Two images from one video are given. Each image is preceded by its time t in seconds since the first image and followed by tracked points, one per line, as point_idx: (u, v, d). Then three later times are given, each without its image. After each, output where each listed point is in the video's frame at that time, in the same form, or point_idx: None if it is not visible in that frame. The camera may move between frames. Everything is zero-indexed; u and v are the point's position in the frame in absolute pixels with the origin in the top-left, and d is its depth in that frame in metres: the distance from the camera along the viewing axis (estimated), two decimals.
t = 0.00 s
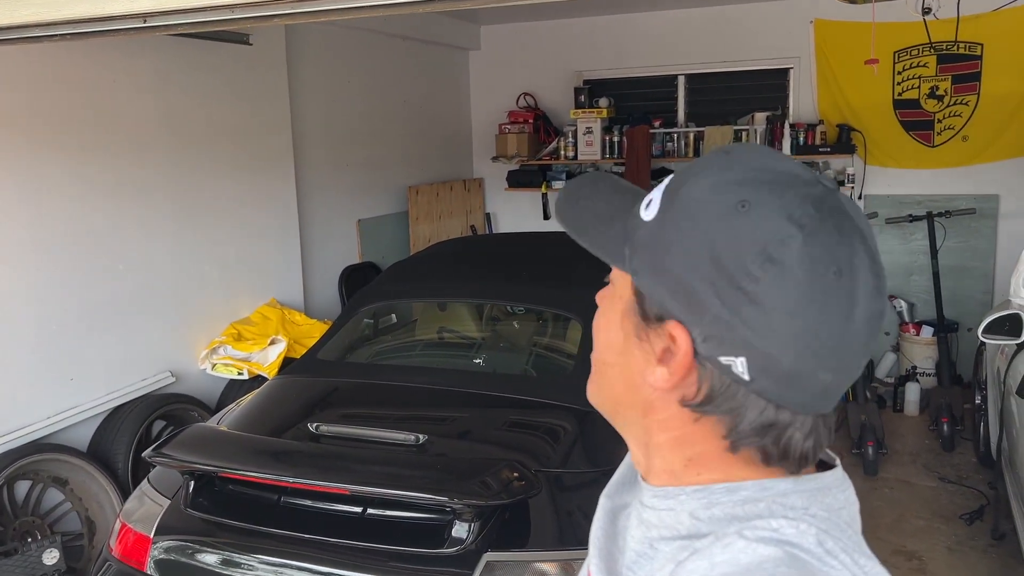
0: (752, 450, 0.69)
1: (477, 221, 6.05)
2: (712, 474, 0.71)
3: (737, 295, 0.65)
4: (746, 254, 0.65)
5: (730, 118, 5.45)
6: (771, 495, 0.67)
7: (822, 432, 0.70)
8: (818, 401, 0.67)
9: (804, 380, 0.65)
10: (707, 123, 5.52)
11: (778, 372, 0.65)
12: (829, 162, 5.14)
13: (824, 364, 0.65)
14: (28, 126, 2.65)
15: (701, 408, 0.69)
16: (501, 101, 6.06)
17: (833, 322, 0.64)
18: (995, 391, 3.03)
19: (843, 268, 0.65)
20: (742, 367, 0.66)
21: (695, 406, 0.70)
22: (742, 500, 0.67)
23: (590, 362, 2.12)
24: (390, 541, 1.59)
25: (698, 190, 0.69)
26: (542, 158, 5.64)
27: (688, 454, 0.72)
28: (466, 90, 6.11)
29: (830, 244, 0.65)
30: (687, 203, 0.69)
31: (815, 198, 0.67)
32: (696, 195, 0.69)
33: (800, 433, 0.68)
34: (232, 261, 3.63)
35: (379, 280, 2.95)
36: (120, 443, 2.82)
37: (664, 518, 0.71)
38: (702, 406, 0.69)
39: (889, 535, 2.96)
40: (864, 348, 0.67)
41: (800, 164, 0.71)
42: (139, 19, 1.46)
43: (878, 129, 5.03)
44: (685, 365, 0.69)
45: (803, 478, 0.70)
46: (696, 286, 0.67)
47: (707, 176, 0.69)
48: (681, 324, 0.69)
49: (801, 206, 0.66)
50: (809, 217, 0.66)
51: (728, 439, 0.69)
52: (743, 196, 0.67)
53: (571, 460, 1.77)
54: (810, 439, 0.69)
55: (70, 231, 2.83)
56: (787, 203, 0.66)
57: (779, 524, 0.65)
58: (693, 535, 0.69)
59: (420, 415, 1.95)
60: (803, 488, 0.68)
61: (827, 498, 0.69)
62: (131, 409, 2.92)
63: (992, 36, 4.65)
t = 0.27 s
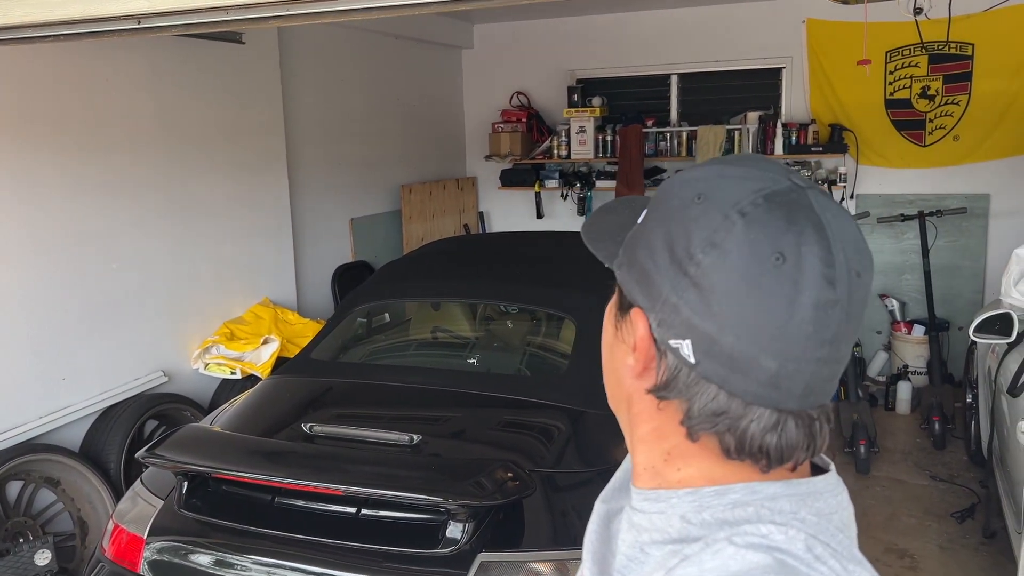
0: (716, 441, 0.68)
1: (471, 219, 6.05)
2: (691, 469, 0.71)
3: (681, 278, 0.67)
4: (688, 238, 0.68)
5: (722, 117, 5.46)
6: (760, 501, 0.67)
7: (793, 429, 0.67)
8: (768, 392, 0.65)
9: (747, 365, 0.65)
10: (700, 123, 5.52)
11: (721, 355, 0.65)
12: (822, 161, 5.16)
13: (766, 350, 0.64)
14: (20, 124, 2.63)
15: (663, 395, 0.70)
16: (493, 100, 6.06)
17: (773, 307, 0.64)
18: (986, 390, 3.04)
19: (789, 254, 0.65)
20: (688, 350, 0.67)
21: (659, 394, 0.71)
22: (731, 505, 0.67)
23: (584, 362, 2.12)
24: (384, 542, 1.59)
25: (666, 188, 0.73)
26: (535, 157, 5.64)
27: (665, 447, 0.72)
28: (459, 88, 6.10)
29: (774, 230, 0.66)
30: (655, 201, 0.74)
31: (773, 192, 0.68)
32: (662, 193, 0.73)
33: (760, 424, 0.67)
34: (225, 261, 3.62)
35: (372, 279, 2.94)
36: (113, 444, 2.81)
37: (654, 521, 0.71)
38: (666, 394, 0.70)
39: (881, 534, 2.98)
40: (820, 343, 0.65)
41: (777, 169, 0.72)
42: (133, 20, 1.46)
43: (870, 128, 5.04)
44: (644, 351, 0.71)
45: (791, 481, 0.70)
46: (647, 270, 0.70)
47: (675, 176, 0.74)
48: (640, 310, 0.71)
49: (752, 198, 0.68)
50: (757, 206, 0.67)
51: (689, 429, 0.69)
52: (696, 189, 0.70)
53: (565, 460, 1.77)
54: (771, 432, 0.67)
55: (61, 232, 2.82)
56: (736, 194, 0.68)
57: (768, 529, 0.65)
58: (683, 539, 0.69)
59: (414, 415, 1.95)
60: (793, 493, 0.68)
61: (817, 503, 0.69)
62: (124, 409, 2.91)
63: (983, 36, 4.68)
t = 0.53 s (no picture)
0: (742, 444, 0.69)
1: (464, 219, 6.05)
2: (702, 471, 0.71)
3: (709, 282, 0.67)
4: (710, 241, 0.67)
5: (716, 116, 5.47)
6: (766, 499, 0.67)
7: (812, 425, 0.70)
8: (799, 392, 0.66)
9: (780, 368, 0.66)
10: (693, 122, 5.53)
11: (752, 358, 0.66)
12: (815, 161, 5.17)
13: (797, 351, 0.65)
14: (13, 121, 2.62)
15: (686, 400, 0.70)
16: (487, 99, 6.06)
17: (804, 308, 0.65)
18: (978, 388, 3.05)
19: (815, 256, 0.66)
20: (719, 354, 0.67)
21: (681, 400, 0.70)
22: (738, 504, 0.68)
23: (580, 360, 2.12)
24: (381, 541, 1.58)
25: (676, 186, 0.72)
26: (529, 156, 5.64)
27: (678, 450, 0.72)
28: (453, 87, 6.10)
29: (797, 231, 0.67)
30: (664, 199, 0.72)
31: (790, 191, 0.69)
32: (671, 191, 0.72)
33: (785, 426, 0.68)
34: (218, 259, 3.61)
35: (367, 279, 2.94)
36: (106, 443, 2.80)
37: (659, 522, 0.71)
38: (687, 398, 0.70)
39: (875, 532, 2.99)
40: (845, 343, 0.67)
41: (784, 166, 0.73)
42: (130, 18, 1.46)
43: (863, 128, 5.06)
44: (662, 358, 0.70)
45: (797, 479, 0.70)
46: (667, 273, 0.69)
47: (684, 173, 0.72)
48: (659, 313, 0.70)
49: (773, 198, 0.68)
50: (777, 207, 0.67)
51: (716, 434, 0.69)
52: (710, 189, 0.70)
53: (561, 458, 1.77)
54: (796, 431, 0.68)
55: (55, 232, 2.80)
56: (755, 195, 0.68)
57: (773, 526, 0.65)
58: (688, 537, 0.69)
59: (410, 414, 1.95)
60: (799, 490, 0.68)
61: (824, 500, 0.69)
62: (116, 408, 2.90)
63: (975, 37, 4.71)
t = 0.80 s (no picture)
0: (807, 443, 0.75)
1: (457, 218, 6.04)
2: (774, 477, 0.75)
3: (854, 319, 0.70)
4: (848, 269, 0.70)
5: (709, 117, 5.48)
6: (765, 491, 0.68)
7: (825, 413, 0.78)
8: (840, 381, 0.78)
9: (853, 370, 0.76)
10: (686, 123, 5.54)
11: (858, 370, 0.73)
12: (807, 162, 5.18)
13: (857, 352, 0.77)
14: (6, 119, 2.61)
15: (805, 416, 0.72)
16: (480, 99, 6.06)
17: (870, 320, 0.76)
18: (970, 388, 3.06)
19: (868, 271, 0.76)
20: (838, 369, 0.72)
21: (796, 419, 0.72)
22: (740, 498, 0.69)
23: (575, 359, 2.12)
24: (376, 540, 1.58)
25: (812, 214, 0.69)
26: (523, 156, 5.64)
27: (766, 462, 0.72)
28: (446, 87, 6.09)
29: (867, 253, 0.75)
30: (803, 226, 0.69)
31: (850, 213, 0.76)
32: (811, 219, 0.69)
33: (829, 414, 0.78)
34: (211, 259, 3.60)
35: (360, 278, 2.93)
36: (99, 443, 2.79)
37: (663, 520, 0.73)
38: (804, 416, 0.73)
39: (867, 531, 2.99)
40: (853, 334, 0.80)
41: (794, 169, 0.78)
42: (124, 15, 1.52)
43: (855, 128, 5.08)
44: (809, 387, 0.70)
45: (794, 472, 0.71)
46: (835, 311, 0.68)
47: (801, 196, 0.71)
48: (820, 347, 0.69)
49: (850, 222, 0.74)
50: (860, 233, 0.74)
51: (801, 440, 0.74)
52: (839, 221, 0.71)
53: (556, 457, 1.77)
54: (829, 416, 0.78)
55: (48, 231, 2.80)
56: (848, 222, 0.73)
57: (768, 518, 0.66)
58: (690, 531, 0.70)
59: (404, 413, 1.94)
60: (796, 482, 0.69)
61: (820, 491, 0.69)
62: (109, 408, 2.89)
63: (967, 38, 4.73)
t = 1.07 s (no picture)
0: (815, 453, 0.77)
1: (452, 219, 6.04)
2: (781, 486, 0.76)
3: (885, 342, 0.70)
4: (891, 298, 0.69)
5: (702, 118, 5.49)
6: (773, 492, 0.69)
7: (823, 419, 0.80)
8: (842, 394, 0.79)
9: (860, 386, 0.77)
10: (680, 123, 5.55)
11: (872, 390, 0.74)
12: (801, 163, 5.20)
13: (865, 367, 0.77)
14: None
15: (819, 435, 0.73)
16: (475, 99, 6.05)
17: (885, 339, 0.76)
18: (963, 388, 3.07)
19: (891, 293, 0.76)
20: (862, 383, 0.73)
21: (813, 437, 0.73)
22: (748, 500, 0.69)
23: (571, 359, 2.12)
24: (372, 540, 1.58)
25: (863, 241, 0.68)
26: (517, 157, 5.64)
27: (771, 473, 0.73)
28: (440, 87, 6.09)
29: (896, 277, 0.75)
30: (856, 257, 0.67)
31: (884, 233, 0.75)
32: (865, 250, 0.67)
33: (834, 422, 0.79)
34: (204, 259, 3.59)
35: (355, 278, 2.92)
36: (92, 444, 2.78)
37: (671, 521, 0.73)
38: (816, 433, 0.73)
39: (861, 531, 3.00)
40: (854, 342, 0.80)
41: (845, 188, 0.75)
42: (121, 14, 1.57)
43: (849, 129, 5.09)
44: (830, 409, 0.70)
45: (801, 471, 0.71)
46: (870, 341, 0.67)
47: (858, 224, 0.68)
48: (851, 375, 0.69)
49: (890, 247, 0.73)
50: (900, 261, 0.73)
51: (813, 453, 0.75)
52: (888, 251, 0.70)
53: (552, 457, 1.77)
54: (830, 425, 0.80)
55: (40, 230, 2.78)
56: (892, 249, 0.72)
57: (779, 518, 0.65)
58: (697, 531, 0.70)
59: (400, 413, 1.94)
60: (803, 481, 0.69)
61: (826, 490, 0.69)
62: (102, 408, 2.87)
63: (960, 40, 4.76)
